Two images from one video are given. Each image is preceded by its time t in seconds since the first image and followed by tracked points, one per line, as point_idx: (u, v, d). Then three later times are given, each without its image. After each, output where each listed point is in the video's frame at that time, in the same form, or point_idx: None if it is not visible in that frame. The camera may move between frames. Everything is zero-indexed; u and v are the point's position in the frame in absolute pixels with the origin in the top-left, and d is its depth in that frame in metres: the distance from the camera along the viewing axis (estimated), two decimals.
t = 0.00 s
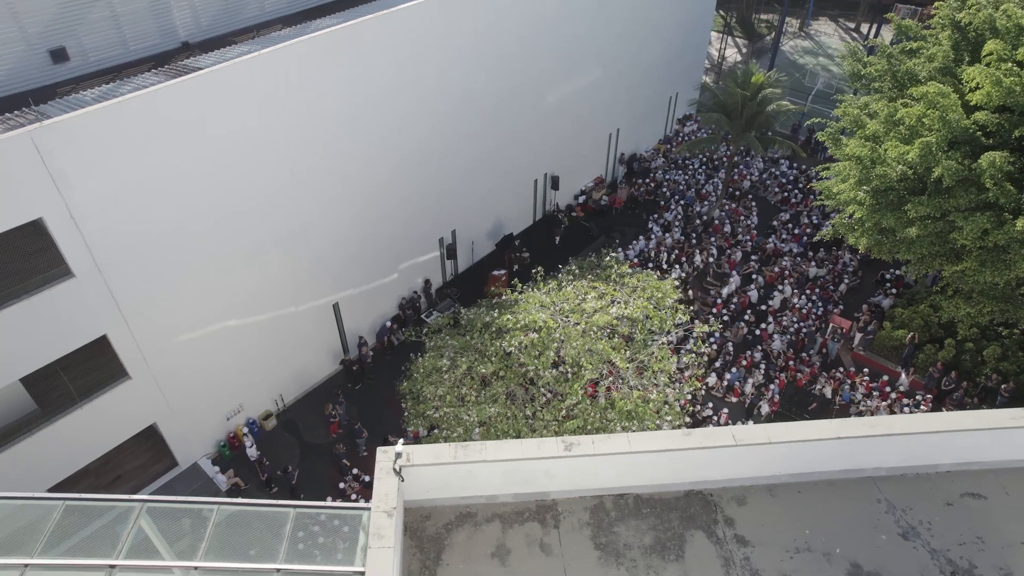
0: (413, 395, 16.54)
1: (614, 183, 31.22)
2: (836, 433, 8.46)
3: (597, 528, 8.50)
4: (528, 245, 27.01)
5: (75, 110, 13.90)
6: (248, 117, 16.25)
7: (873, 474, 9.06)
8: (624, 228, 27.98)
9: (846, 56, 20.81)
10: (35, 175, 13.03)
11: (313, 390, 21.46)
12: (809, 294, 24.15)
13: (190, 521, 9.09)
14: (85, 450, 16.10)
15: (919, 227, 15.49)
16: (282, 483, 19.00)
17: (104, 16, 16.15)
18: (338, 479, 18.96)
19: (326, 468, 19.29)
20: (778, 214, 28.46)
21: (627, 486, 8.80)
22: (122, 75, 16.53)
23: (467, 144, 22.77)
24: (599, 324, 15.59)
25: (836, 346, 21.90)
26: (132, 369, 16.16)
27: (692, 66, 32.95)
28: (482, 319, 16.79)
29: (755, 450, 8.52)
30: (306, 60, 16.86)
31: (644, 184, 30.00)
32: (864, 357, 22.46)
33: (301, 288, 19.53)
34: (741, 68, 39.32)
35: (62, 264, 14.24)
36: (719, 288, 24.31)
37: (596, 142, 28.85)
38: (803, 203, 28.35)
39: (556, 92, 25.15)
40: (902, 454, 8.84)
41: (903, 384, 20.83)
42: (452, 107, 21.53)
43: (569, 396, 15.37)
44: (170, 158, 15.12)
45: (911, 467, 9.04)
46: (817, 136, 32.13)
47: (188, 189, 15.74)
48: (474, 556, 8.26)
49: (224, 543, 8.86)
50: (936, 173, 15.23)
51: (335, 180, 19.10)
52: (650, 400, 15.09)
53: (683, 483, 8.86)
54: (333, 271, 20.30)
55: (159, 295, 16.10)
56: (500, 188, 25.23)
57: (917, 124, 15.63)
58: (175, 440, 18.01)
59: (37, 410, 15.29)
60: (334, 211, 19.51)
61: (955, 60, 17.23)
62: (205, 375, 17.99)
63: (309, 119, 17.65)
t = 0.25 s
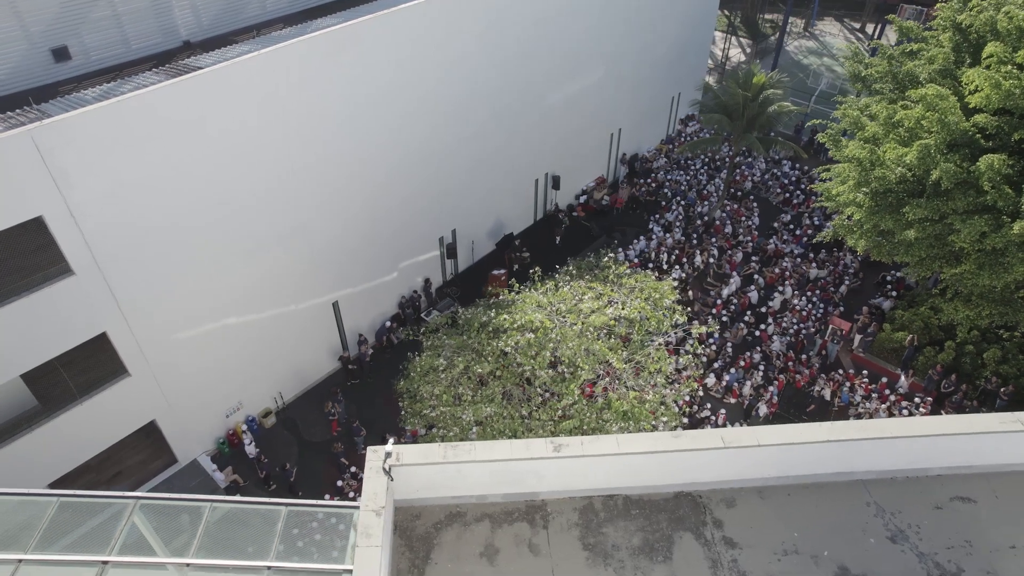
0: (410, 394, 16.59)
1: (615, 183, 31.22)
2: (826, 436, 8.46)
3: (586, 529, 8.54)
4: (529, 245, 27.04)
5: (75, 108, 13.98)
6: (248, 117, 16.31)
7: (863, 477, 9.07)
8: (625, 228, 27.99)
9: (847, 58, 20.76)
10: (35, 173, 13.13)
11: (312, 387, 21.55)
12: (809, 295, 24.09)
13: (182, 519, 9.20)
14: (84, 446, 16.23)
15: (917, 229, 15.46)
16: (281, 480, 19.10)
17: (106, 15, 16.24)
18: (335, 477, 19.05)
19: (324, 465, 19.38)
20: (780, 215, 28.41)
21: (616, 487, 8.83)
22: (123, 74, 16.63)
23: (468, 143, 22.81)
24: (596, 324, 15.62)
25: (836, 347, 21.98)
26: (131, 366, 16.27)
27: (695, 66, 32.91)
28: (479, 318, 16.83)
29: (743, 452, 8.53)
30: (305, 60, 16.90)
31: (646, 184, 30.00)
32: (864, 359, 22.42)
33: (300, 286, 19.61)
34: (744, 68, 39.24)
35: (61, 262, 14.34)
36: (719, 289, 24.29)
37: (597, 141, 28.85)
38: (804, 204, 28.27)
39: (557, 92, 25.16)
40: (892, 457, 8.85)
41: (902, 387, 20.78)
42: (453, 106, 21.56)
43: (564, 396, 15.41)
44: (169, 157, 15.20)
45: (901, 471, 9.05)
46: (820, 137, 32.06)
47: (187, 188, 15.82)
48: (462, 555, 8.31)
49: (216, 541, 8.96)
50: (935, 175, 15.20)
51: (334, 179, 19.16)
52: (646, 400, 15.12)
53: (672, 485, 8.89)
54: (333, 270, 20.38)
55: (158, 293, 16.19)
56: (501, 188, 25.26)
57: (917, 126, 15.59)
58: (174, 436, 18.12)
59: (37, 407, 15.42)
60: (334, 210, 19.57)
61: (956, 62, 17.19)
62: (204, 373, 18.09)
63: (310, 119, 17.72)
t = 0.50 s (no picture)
0: (406, 394, 16.66)
1: (616, 183, 31.21)
2: (813, 440, 8.48)
3: (573, 530, 8.59)
4: (529, 245, 27.06)
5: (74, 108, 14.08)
6: (247, 116, 16.38)
7: (851, 480, 9.08)
8: (625, 229, 28.00)
9: (847, 59, 20.70)
10: (34, 172, 13.23)
11: (311, 385, 21.65)
12: (809, 296, 24.05)
13: (173, 516, 9.29)
14: (83, 442, 16.38)
15: (914, 232, 15.43)
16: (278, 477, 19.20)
17: (107, 14, 16.35)
18: (333, 475, 19.15)
19: (322, 463, 19.47)
20: (781, 215, 28.37)
21: (604, 489, 8.87)
22: (123, 73, 16.73)
23: (468, 143, 22.85)
24: (591, 325, 15.66)
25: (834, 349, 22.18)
26: (130, 364, 16.40)
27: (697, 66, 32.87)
28: (475, 318, 16.88)
29: (730, 455, 8.56)
30: (304, 60, 16.96)
31: (647, 184, 30.00)
32: (863, 361, 22.37)
33: (299, 285, 19.69)
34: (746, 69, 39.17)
35: (60, 260, 14.45)
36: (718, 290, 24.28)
37: (598, 141, 28.85)
38: (806, 206, 28.21)
39: (557, 92, 25.17)
40: (880, 461, 8.87)
41: (901, 389, 20.75)
42: (452, 106, 21.59)
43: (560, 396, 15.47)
44: (168, 156, 15.29)
45: (889, 474, 9.06)
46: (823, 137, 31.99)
47: (186, 187, 15.91)
48: (449, 555, 8.37)
49: (205, 538, 9.05)
50: (932, 178, 15.18)
51: (333, 178, 19.22)
52: (641, 401, 15.15)
53: (660, 486, 8.93)
54: (332, 269, 20.46)
55: (157, 291, 16.29)
56: (501, 187, 25.30)
57: (914, 128, 15.55)
58: (172, 433, 18.26)
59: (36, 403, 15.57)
60: (333, 209, 19.64)
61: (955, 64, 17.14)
62: (202, 371, 18.20)
63: (309, 119, 17.78)
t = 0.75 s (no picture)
0: (403, 393, 16.69)
1: (616, 183, 31.22)
2: (801, 442, 8.49)
3: (561, 530, 8.62)
4: (528, 244, 27.07)
5: (72, 107, 14.14)
6: (244, 116, 16.43)
7: (841, 483, 9.09)
8: (625, 229, 28.02)
9: (847, 61, 20.67)
10: (31, 171, 13.30)
11: (309, 384, 21.73)
12: (808, 298, 24.01)
13: (165, 515, 9.41)
14: (81, 440, 16.49)
15: (911, 234, 15.42)
16: (275, 475, 19.27)
17: (106, 14, 16.42)
18: (330, 474, 19.22)
19: (319, 462, 19.55)
20: (781, 216, 28.35)
21: (592, 490, 8.90)
22: (123, 72, 16.81)
23: (467, 142, 22.88)
24: (587, 325, 15.70)
25: (833, 350, 22.02)
26: (128, 362, 16.48)
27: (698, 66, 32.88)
28: (471, 318, 16.92)
29: (718, 457, 8.57)
30: (302, 60, 16.99)
31: (647, 184, 30.00)
32: (861, 362, 22.34)
33: (297, 284, 19.76)
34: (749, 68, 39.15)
35: (58, 259, 14.53)
36: (717, 290, 24.26)
37: (598, 141, 28.85)
38: (806, 206, 28.18)
39: (557, 92, 25.19)
40: (869, 464, 8.87)
41: (899, 391, 20.74)
42: (452, 106, 21.62)
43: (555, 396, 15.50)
44: (165, 156, 15.34)
45: (878, 477, 9.07)
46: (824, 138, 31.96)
47: (184, 186, 15.96)
48: (438, 555, 8.41)
49: (197, 536, 9.15)
50: (929, 179, 15.16)
51: (331, 178, 19.26)
52: (637, 402, 15.17)
53: (649, 488, 8.95)
54: (330, 268, 20.52)
55: (154, 290, 16.35)
56: (501, 187, 25.33)
57: (912, 130, 15.53)
58: (170, 431, 18.36)
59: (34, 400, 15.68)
60: (331, 209, 19.69)
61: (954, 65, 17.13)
62: (200, 369, 18.26)
63: (307, 118, 17.82)
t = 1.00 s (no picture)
0: (398, 392, 16.75)
1: (616, 183, 31.23)
2: (787, 445, 8.51)
3: (547, 531, 8.67)
4: (526, 244, 27.11)
5: (69, 107, 14.21)
6: (242, 116, 16.49)
7: (827, 486, 9.11)
8: (624, 229, 28.04)
9: (846, 62, 20.64)
10: (28, 170, 13.39)
11: (306, 383, 21.82)
12: (807, 299, 23.98)
13: (155, 513, 9.52)
14: (78, 437, 16.60)
15: (907, 236, 15.41)
16: (272, 474, 19.36)
17: (105, 14, 16.50)
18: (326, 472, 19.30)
19: (316, 460, 19.63)
20: (781, 217, 28.34)
21: (579, 491, 8.93)
22: (121, 72, 16.88)
23: (466, 142, 22.91)
24: (582, 326, 15.75)
25: (830, 352, 21.94)
26: (125, 360, 16.58)
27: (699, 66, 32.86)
28: (466, 318, 16.97)
29: (704, 459, 8.60)
30: (300, 60, 17.04)
31: (647, 184, 30.02)
32: (859, 364, 22.33)
33: (295, 283, 19.83)
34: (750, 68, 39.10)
35: (56, 257, 14.61)
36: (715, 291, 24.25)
37: (598, 141, 28.86)
38: (805, 207, 28.16)
39: (556, 92, 25.20)
40: (855, 468, 8.89)
41: (896, 393, 20.73)
42: (450, 106, 21.65)
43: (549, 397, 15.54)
44: (162, 155, 15.42)
45: (865, 480, 9.09)
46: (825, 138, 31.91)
47: (181, 186, 16.04)
48: (424, 555, 8.47)
49: (186, 534, 9.28)
50: (925, 182, 15.14)
51: (329, 177, 19.32)
52: (631, 403, 15.21)
53: (636, 489, 8.98)
54: (328, 267, 20.59)
55: (151, 288, 16.43)
56: (499, 187, 25.36)
57: (908, 132, 15.50)
58: (168, 429, 18.46)
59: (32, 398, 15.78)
60: (328, 208, 19.75)
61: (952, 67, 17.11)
62: (198, 367, 18.35)
63: (305, 118, 17.88)
